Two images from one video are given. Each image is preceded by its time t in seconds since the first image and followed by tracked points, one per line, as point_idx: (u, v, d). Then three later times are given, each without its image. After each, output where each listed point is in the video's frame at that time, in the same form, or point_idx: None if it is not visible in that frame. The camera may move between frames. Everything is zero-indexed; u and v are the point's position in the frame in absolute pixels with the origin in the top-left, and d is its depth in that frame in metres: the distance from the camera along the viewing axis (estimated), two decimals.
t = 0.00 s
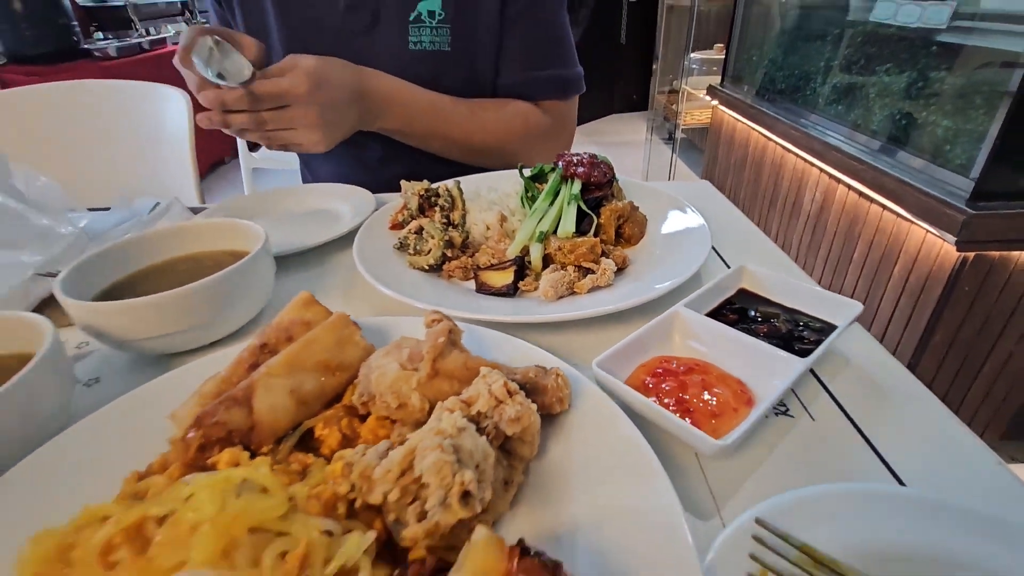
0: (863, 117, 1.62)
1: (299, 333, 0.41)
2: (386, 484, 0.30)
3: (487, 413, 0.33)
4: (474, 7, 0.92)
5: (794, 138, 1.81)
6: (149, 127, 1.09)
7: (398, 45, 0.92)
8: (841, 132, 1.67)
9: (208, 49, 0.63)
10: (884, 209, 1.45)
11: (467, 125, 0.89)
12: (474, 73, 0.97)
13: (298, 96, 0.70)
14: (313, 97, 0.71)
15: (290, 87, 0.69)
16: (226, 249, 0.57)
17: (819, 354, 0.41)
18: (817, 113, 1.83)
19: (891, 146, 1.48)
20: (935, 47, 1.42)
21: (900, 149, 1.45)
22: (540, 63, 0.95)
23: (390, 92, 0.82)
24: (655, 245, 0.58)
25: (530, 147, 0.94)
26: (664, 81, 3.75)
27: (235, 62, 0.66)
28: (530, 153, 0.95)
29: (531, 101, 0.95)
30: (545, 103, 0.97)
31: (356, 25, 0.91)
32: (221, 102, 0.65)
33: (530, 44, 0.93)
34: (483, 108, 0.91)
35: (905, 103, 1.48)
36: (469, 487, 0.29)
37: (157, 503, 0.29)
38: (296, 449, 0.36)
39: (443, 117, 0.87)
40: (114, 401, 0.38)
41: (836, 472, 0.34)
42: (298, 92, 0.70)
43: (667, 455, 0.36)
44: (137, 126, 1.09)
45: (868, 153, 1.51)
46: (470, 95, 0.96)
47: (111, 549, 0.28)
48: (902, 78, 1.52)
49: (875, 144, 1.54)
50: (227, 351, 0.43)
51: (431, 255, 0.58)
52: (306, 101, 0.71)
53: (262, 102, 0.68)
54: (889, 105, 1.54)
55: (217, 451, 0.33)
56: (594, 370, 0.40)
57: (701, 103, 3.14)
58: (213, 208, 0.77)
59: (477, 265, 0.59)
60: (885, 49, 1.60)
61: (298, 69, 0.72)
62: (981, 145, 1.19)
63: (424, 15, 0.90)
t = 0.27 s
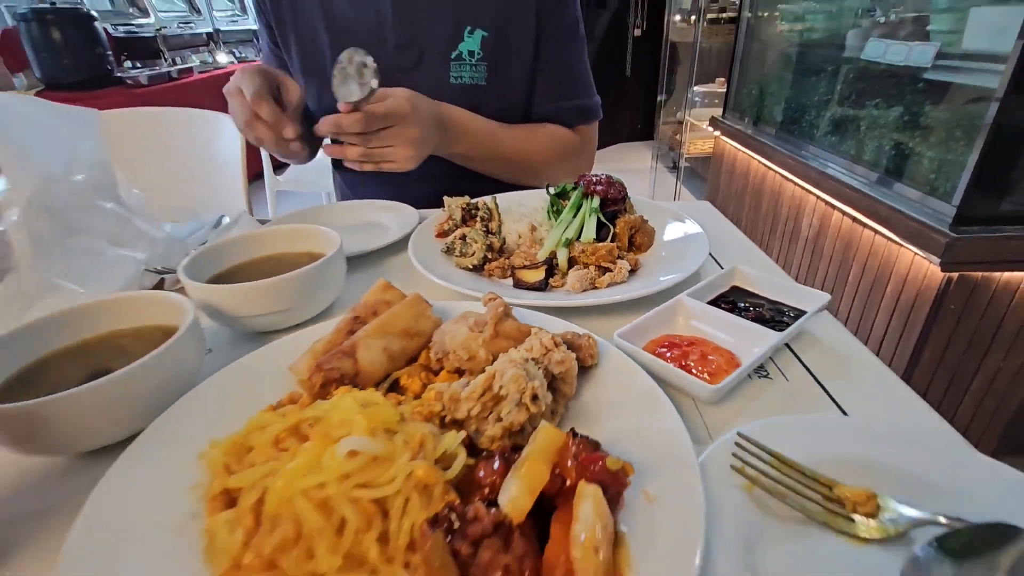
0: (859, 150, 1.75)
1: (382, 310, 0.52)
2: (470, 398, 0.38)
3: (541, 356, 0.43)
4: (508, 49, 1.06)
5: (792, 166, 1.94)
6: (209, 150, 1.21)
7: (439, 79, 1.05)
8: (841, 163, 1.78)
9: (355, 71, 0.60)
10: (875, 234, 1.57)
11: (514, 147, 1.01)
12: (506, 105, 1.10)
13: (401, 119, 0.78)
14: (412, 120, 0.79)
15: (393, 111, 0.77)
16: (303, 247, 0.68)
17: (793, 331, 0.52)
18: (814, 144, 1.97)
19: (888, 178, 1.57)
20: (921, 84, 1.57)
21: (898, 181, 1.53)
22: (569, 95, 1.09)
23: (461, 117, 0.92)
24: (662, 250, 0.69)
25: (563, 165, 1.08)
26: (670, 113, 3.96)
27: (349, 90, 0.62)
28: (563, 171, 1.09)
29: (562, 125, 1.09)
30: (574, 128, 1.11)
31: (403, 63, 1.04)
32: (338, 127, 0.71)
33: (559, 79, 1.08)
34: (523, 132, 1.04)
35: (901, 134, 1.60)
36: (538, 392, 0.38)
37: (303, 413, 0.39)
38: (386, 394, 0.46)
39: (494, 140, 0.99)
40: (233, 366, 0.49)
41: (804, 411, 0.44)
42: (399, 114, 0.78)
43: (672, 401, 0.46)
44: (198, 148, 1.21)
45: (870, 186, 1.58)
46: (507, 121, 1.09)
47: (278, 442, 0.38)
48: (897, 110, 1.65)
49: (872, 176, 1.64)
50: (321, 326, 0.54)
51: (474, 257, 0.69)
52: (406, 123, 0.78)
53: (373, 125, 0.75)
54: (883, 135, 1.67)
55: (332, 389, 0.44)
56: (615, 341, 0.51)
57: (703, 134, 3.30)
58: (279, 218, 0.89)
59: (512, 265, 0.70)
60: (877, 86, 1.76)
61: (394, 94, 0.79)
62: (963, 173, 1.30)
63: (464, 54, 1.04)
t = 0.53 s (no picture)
0: (858, 187, 1.86)
1: (444, 321, 0.63)
2: (528, 386, 0.48)
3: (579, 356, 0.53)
4: (541, 99, 1.26)
5: (795, 200, 2.05)
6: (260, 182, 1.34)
7: (479, 122, 1.25)
8: (842, 199, 1.88)
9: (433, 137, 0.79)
10: (874, 265, 1.67)
11: (559, 184, 1.18)
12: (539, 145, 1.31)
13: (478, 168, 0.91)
14: (486, 168, 0.92)
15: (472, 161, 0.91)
16: (365, 270, 0.80)
17: (783, 342, 0.62)
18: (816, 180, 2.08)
19: (889, 215, 1.66)
20: (913, 125, 1.69)
21: (898, 219, 1.61)
22: (598, 137, 1.30)
23: (519, 163, 1.07)
24: (672, 275, 0.80)
25: (595, 195, 1.26)
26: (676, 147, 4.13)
27: (425, 149, 0.78)
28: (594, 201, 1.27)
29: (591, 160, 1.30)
30: (603, 163, 1.30)
31: (447, 107, 1.23)
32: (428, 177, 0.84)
33: (587, 127, 1.30)
34: (562, 171, 1.21)
35: (907, 170, 1.67)
36: (582, 380, 0.48)
37: (393, 396, 0.49)
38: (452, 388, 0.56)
39: (542, 180, 1.15)
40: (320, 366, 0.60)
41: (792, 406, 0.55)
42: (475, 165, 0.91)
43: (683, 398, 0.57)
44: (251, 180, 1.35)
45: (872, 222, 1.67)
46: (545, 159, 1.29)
47: (375, 417, 0.48)
48: (902, 148, 1.73)
49: (875, 214, 1.72)
50: (390, 334, 0.65)
51: (511, 279, 0.80)
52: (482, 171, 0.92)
53: (456, 176, 0.89)
54: (889, 174, 1.75)
55: (411, 382, 0.54)
56: (635, 349, 0.62)
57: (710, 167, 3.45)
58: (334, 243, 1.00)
59: (545, 286, 0.80)
60: (872, 126, 1.89)
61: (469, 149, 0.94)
62: (951, 210, 1.40)
63: (502, 102, 1.24)
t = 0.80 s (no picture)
0: (862, 224, 1.92)
1: (478, 354, 0.68)
2: (562, 419, 0.52)
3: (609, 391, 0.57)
4: (564, 143, 1.36)
5: (800, 235, 2.10)
6: (291, 215, 1.42)
7: (506, 165, 1.35)
8: (847, 235, 1.94)
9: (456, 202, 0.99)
10: (879, 300, 1.71)
11: (579, 228, 1.27)
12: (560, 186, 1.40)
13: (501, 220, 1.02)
14: (508, 219, 1.02)
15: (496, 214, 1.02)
16: (400, 304, 0.86)
17: (795, 380, 0.66)
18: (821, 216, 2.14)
19: (894, 252, 1.71)
20: (914, 165, 1.76)
21: (902, 256, 1.66)
22: (613, 182, 1.40)
23: (540, 209, 1.16)
24: (689, 313, 0.85)
25: (608, 238, 1.36)
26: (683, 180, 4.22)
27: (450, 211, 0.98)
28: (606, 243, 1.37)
29: (605, 203, 1.40)
30: (618, 206, 1.41)
31: (474, 147, 1.34)
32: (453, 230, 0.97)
33: (605, 172, 1.40)
34: (582, 215, 1.30)
35: (908, 209, 1.72)
36: (613, 414, 0.53)
37: (438, 426, 0.54)
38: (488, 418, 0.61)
39: (565, 226, 1.23)
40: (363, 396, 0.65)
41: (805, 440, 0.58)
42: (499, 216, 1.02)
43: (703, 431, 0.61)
44: (283, 214, 1.43)
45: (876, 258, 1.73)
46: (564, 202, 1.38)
47: (423, 445, 0.52)
48: (904, 187, 1.78)
49: (877, 248, 1.79)
50: (427, 365, 0.70)
51: (536, 313, 0.85)
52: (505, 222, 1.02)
53: (480, 225, 1.00)
54: (892, 211, 1.80)
55: (451, 412, 0.58)
56: (657, 385, 0.66)
57: (716, 200, 3.53)
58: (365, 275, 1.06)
59: (568, 321, 0.85)
60: (874, 165, 1.96)
61: (496, 200, 1.04)
62: (953, 248, 1.45)
63: (528, 146, 1.34)
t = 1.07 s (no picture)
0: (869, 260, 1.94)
1: (496, 391, 0.71)
2: (576, 457, 0.56)
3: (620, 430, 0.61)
4: (577, 183, 1.42)
5: (806, 268, 2.14)
6: (312, 247, 1.48)
7: (519, 203, 1.40)
8: (853, 270, 1.97)
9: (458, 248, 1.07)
10: (886, 335, 1.73)
11: (584, 268, 1.32)
12: (571, 223, 1.45)
13: (503, 262, 1.08)
14: (511, 263, 1.09)
15: (499, 257, 1.08)
16: (420, 338, 0.90)
17: (798, 422, 0.70)
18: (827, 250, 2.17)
19: (901, 287, 1.74)
20: (918, 203, 1.80)
21: (910, 292, 1.68)
22: (623, 222, 1.45)
23: (547, 250, 1.22)
24: (696, 352, 0.89)
25: (612, 279, 1.40)
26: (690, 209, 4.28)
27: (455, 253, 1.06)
28: (611, 283, 1.41)
29: (614, 243, 1.44)
30: (627, 244, 1.45)
31: (490, 185, 1.40)
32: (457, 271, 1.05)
33: (615, 212, 1.45)
34: (589, 254, 1.35)
35: (914, 244, 1.75)
36: (625, 454, 0.56)
37: (460, 462, 0.58)
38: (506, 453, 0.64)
39: (568, 264, 1.28)
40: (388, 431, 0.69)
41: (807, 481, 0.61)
42: (503, 259, 1.08)
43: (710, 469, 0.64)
44: (304, 245, 1.49)
45: (884, 294, 1.74)
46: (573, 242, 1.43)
47: (447, 480, 0.56)
48: (908, 224, 1.82)
49: (883, 284, 1.81)
50: (448, 401, 0.74)
51: (549, 350, 0.89)
52: (507, 264, 1.08)
53: (483, 267, 1.07)
54: (898, 247, 1.83)
55: (472, 447, 0.62)
56: (666, 423, 0.69)
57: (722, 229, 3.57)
58: (385, 307, 1.10)
59: (579, 358, 0.89)
60: (878, 202, 2.00)
61: (502, 242, 1.11)
62: (958, 286, 1.48)
63: (542, 185, 1.40)
